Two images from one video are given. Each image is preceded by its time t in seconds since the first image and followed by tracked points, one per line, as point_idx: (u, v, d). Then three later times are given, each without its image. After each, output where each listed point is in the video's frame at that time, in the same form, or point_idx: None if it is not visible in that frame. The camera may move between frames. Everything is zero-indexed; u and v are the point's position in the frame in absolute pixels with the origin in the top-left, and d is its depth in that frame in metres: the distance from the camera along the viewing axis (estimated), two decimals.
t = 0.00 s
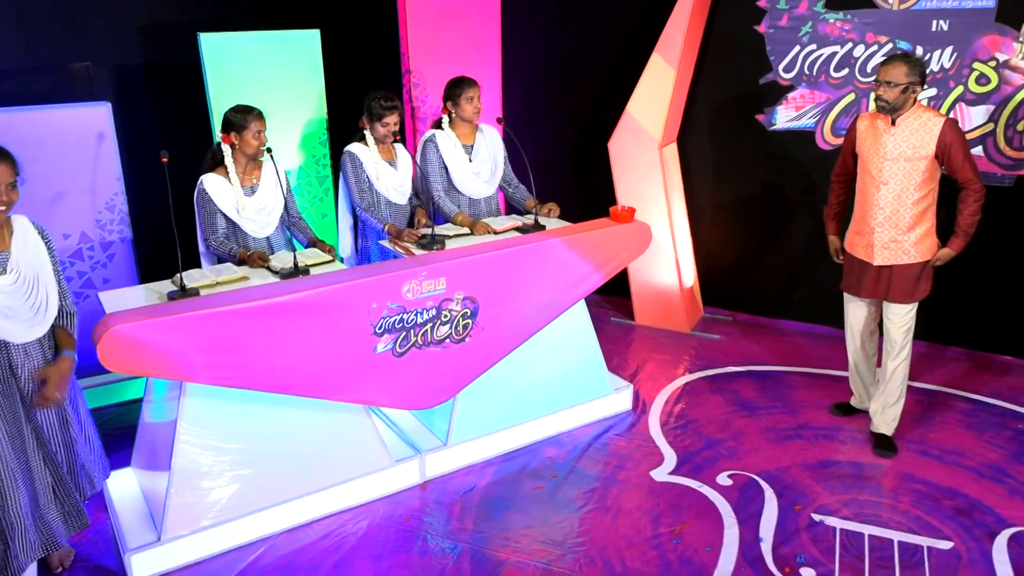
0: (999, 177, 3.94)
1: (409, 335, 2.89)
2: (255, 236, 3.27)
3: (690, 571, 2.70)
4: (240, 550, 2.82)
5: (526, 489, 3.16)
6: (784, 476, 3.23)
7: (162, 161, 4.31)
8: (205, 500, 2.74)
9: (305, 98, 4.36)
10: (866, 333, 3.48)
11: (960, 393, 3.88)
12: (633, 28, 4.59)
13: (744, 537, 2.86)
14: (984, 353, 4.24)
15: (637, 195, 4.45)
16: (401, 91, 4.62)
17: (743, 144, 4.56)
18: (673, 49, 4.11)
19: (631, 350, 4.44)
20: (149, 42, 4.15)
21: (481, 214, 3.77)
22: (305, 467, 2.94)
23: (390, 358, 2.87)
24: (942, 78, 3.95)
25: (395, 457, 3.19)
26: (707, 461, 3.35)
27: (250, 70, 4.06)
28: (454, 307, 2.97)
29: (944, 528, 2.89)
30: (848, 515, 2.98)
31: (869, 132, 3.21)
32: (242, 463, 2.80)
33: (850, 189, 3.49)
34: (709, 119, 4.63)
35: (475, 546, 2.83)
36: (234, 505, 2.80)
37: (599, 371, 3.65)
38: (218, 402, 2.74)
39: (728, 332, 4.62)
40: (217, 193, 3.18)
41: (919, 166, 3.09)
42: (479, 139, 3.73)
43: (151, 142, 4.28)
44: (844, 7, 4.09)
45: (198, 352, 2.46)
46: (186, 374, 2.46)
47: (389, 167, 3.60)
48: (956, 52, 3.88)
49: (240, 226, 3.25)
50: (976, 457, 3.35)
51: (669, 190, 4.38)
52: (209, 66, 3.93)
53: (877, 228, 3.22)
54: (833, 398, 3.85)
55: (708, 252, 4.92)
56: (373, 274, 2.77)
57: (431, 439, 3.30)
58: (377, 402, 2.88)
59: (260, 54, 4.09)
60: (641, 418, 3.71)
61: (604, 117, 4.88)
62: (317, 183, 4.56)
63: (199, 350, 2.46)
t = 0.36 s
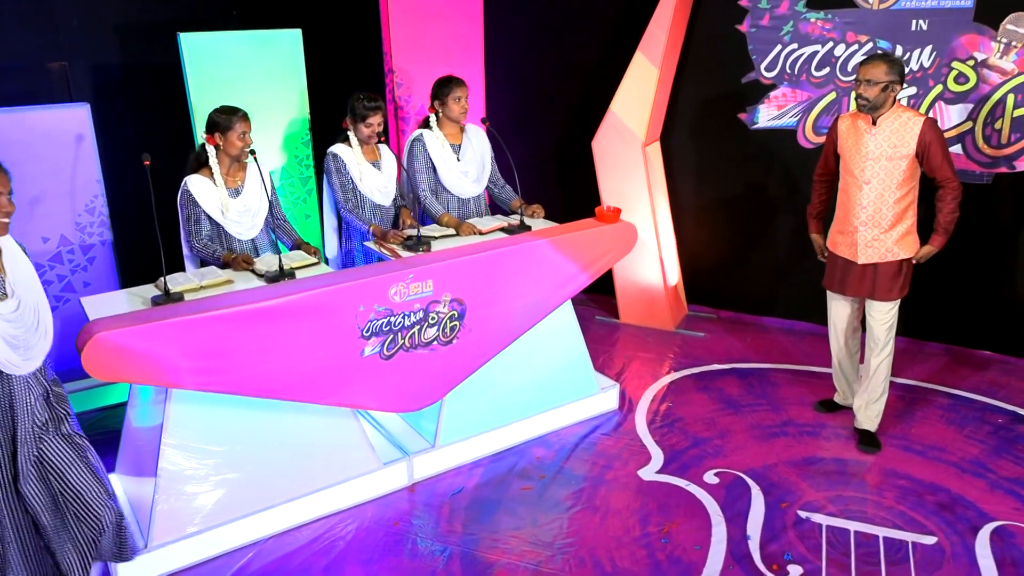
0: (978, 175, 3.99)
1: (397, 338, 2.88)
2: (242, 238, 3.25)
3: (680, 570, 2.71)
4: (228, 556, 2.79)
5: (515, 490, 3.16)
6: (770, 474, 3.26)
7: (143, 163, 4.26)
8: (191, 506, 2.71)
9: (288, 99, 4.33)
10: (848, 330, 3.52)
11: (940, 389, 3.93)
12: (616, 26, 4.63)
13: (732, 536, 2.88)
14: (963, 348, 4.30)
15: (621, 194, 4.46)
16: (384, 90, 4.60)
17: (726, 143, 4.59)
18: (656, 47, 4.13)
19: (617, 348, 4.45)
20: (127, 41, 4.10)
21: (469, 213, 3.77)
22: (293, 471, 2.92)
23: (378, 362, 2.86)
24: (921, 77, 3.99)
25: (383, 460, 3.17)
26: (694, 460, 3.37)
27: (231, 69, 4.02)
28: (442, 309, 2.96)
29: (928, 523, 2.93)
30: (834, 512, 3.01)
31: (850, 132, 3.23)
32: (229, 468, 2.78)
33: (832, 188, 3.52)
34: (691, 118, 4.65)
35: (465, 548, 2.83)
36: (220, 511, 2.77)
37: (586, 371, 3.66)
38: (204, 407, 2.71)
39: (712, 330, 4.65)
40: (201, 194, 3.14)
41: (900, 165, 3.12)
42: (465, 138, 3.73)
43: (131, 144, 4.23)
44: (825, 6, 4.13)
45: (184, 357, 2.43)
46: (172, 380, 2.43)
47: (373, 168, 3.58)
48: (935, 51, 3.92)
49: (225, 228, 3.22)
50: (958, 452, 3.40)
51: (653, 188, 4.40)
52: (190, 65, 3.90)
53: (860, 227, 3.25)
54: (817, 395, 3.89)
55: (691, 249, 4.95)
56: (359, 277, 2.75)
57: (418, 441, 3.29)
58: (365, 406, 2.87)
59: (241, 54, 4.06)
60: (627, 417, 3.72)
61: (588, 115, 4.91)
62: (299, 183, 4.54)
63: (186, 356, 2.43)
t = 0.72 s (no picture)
0: (978, 174, 3.98)
1: (396, 339, 2.86)
2: (245, 237, 3.24)
3: (682, 571, 2.70)
4: (227, 559, 2.77)
5: (515, 491, 3.15)
6: (771, 473, 3.25)
7: (141, 164, 4.25)
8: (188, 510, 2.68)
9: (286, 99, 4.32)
10: (848, 330, 3.51)
11: (939, 388, 3.93)
12: (614, 25, 4.62)
13: (734, 536, 2.87)
14: (962, 347, 4.30)
15: (620, 194, 4.45)
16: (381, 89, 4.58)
17: (724, 142, 4.58)
18: (654, 47, 4.12)
19: (615, 348, 4.44)
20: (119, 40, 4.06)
21: (471, 213, 3.76)
22: (292, 473, 2.90)
23: (378, 363, 2.84)
24: (920, 76, 3.99)
25: (382, 461, 3.15)
26: (695, 460, 3.36)
27: (226, 68, 4.00)
28: (441, 310, 2.95)
29: (929, 523, 2.93)
30: (836, 512, 3.00)
31: (848, 132, 3.22)
32: (227, 469, 2.75)
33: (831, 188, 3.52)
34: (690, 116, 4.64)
35: (466, 550, 2.82)
36: (218, 513, 2.74)
37: (585, 371, 3.65)
38: (203, 409, 2.69)
39: (711, 329, 4.64)
40: (203, 193, 3.12)
41: (899, 164, 3.11)
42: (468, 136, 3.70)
43: (129, 144, 4.21)
44: (823, 5, 4.13)
45: (182, 359, 2.40)
46: (171, 383, 2.40)
47: (371, 168, 3.56)
48: (933, 50, 3.92)
49: (227, 227, 3.20)
50: (958, 451, 3.40)
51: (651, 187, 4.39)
52: (186, 64, 3.88)
53: (859, 226, 3.23)
54: (816, 394, 3.88)
55: (690, 249, 4.94)
56: (359, 278, 2.74)
57: (418, 443, 3.28)
58: (364, 408, 2.85)
59: (237, 53, 4.05)
60: (627, 417, 3.71)
61: (586, 114, 4.90)
62: (297, 183, 4.54)
63: (184, 357, 2.40)
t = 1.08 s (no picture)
0: (973, 169, 3.98)
1: (392, 336, 2.84)
2: (247, 229, 3.21)
3: (680, 568, 2.69)
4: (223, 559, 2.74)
5: (512, 488, 3.13)
6: (768, 469, 3.24)
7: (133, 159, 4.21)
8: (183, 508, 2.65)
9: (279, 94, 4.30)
10: (844, 325, 3.51)
11: (935, 382, 3.93)
12: (609, 19, 4.60)
13: (731, 532, 2.87)
14: (956, 342, 4.31)
15: (615, 190, 4.43)
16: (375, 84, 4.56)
17: (720, 137, 4.57)
18: (649, 42, 4.09)
19: (611, 344, 4.42)
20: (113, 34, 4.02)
21: (469, 208, 3.75)
22: (288, 471, 2.87)
23: (373, 359, 2.82)
24: (915, 70, 3.99)
25: (378, 459, 3.13)
26: (692, 456, 3.35)
27: (218, 62, 3.97)
28: (438, 306, 2.92)
29: (926, 517, 2.93)
30: (833, 507, 2.99)
31: (844, 126, 3.21)
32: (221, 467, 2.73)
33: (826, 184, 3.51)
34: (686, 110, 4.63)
35: (463, 547, 2.80)
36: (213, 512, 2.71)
37: (582, 367, 3.64)
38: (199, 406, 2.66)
39: (706, 324, 4.63)
40: (205, 183, 3.11)
41: (894, 159, 3.10)
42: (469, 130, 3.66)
43: (121, 141, 4.17)
44: None
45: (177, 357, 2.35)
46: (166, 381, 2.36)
47: (366, 164, 3.54)
48: (929, 44, 3.92)
49: (228, 218, 3.18)
50: (954, 446, 3.40)
51: (646, 182, 4.36)
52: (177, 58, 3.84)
53: (854, 221, 3.23)
54: (813, 389, 3.88)
55: (685, 244, 4.93)
56: (354, 274, 2.71)
57: (414, 440, 3.25)
58: (360, 405, 2.83)
59: (228, 48, 4.01)
60: (623, 413, 3.70)
61: (581, 109, 4.88)
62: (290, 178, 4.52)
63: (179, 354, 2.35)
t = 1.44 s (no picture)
0: (958, 164, 4.00)
1: (380, 334, 2.82)
2: (237, 226, 3.18)
3: (670, 564, 2.69)
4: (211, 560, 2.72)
5: (502, 486, 3.12)
6: (757, 464, 3.25)
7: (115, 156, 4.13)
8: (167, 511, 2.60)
9: (264, 92, 4.25)
10: (832, 320, 3.52)
11: (921, 376, 3.96)
12: (595, 15, 4.59)
13: (721, 527, 2.87)
14: (941, 336, 4.34)
15: (603, 186, 4.42)
16: (360, 81, 4.53)
17: (707, 133, 4.58)
18: (636, 38, 4.08)
19: (599, 340, 4.42)
20: (99, 32, 3.95)
21: (459, 207, 3.71)
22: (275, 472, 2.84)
23: (361, 358, 2.80)
24: (900, 66, 4.00)
25: (367, 458, 3.11)
26: (681, 452, 3.35)
27: (203, 59, 3.94)
28: (426, 304, 2.91)
29: (914, 511, 2.94)
30: (822, 502, 3.01)
31: (830, 122, 3.21)
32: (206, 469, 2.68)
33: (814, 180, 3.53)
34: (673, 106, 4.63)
35: (453, 546, 2.79)
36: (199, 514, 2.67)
37: (570, 364, 3.63)
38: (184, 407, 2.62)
39: (693, 320, 4.64)
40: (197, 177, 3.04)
41: (880, 155, 3.11)
42: (462, 128, 3.67)
43: (106, 137, 4.10)
44: None
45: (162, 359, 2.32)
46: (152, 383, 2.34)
47: (352, 160, 3.51)
48: (913, 40, 3.93)
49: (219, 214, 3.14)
50: (941, 439, 3.42)
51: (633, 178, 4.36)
52: (159, 53, 3.80)
53: (841, 218, 3.23)
54: (800, 384, 3.89)
55: (671, 240, 4.93)
56: (341, 272, 2.69)
57: (402, 439, 3.23)
58: (348, 404, 2.81)
59: (210, 43, 3.96)
60: (612, 410, 3.70)
61: (568, 105, 4.87)
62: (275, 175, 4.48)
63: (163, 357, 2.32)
